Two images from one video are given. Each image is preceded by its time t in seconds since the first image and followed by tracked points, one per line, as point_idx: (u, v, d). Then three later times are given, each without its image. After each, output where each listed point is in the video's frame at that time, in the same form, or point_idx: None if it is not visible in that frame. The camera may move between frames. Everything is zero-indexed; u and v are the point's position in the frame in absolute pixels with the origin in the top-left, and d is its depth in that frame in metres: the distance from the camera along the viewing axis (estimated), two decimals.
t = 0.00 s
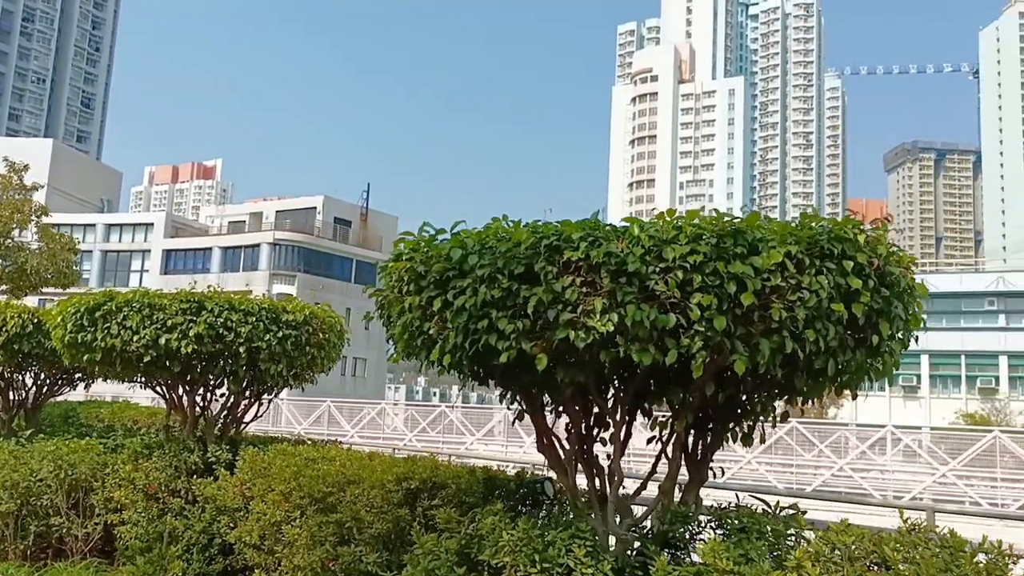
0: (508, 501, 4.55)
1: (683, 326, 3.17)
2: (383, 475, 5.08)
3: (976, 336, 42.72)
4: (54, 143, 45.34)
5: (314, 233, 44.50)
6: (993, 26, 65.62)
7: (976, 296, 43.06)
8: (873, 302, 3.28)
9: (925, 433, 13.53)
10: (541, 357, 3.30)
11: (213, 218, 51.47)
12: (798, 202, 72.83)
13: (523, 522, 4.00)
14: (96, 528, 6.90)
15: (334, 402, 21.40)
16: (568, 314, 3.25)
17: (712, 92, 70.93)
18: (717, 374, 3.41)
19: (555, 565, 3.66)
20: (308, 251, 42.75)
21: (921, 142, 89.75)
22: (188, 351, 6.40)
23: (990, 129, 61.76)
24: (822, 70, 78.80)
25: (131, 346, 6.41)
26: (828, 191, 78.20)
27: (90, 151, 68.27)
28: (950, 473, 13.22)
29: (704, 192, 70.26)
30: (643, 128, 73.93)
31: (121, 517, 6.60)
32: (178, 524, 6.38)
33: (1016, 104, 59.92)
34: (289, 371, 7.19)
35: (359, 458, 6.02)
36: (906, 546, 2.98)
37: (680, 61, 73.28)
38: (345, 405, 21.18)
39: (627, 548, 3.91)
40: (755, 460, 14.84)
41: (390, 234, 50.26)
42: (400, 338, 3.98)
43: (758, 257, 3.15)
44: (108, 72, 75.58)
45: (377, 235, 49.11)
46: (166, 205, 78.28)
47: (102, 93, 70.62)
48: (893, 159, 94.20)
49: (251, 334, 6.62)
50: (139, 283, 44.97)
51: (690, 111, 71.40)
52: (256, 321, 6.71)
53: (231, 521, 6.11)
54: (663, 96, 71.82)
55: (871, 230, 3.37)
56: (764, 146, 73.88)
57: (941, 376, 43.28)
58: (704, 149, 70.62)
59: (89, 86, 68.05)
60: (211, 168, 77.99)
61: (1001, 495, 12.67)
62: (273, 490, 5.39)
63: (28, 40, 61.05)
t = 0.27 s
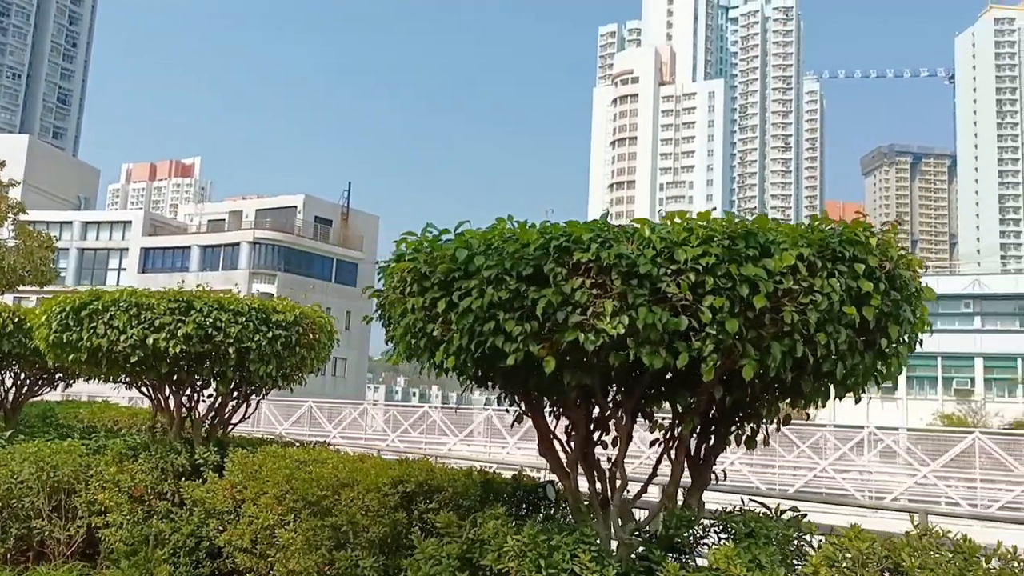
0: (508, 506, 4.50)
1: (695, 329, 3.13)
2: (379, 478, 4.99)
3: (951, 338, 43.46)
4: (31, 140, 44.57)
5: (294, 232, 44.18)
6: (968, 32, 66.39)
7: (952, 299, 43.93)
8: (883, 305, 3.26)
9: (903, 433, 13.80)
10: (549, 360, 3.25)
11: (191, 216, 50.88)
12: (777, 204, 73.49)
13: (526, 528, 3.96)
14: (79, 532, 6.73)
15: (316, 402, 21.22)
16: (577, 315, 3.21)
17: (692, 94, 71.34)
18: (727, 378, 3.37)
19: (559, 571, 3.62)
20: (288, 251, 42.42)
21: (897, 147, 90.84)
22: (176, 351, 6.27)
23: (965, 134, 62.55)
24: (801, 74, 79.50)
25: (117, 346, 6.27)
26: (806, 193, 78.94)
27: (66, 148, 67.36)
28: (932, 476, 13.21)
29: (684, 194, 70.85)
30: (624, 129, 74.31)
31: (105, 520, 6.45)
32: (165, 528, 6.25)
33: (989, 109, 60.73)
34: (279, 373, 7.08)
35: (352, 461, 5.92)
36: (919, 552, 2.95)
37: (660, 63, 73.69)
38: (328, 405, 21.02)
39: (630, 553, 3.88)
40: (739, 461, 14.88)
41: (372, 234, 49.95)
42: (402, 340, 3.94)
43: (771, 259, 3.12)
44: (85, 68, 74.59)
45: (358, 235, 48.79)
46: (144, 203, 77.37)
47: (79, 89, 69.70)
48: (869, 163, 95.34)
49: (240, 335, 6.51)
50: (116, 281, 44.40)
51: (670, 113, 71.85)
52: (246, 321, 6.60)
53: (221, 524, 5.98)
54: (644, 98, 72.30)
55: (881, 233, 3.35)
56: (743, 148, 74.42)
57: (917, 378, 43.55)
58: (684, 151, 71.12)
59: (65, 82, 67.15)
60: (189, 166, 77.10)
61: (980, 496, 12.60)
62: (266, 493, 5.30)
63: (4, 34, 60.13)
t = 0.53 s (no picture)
0: (508, 506, 4.46)
1: (702, 328, 3.10)
2: (376, 477, 4.96)
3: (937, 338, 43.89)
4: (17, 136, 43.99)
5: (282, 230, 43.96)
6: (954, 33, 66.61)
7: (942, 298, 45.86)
8: (891, 303, 3.24)
9: (891, 432, 13.83)
10: (553, 358, 3.23)
11: (177, 213, 50.45)
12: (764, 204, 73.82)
13: (528, 528, 3.93)
14: (68, 531, 6.63)
15: (305, 402, 21.11)
16: (582, 313, 3.17)
17: (681, 94, 71.50)
18: (732, 376, 3.35)
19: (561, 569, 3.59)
20: (276, 249, 42.21)
21: (883, 147, 91.38)
22: (168, 350, 6.20)
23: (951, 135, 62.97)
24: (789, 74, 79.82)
25: (109, 344, 6.19)
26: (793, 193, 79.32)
27: (52, 145, 66.79)
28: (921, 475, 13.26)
29: (672, 193, 71.10)
30: (613, 128, 74.48)
31: (95, 520, 6.38)
32: (157, 528, 6.19)
33: (975, 111, 61.16)
34: (273, 371, 7.01)
35: (349, 460, 5.87)
36: (927, 551, 2.93)
37: (649, 62, 73.83)
38: (317, 404, 20.92)
39: (633, 552, 3.86)
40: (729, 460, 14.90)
41: (361, 232, 49.78)
42: (402, 339, 3.90)
43: (779, 258, 3.10)
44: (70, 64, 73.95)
45: (346, 233, 48.59)
46: (129, 200, 76.71)
47: (64, 85, 69.09)
48: (856, 163, 95.85)
49: (234, 333, 6.43)
50: (103, 279, 44.06)
51: (659, 112, 72.07)
52: (239, 319, 6.52)
53: (213, 524, 5.92)
54: (632, 97, 72.46)
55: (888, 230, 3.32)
56: (731, 148, 74.68)
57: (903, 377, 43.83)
58: (673, 150, 71.35)
59: (50, 78, 66.57)
60: (176, 163, 76.40)
61: (968, 494, 12.70)
62: (262, 493, 5.25)
63: None
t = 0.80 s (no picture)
0: (501, 503, 4.42)
1: (706, 324, 3.08)
2: (366, 476, 4.89)
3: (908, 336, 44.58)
4: None
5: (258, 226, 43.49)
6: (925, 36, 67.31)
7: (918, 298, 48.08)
8: (892, 300, 3.24)
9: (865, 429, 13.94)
10: (554, 352, 3.19)
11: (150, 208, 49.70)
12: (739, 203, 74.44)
13: (524, 527, 3.88)
14: (43, 531, 6.45)
15: (282, 399, 20.87)
16: (585, 308, 3.14)
17: (657, 93, 71.86)
18: (736, 372, 3.34)
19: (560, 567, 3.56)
20: (251, 246, 41.73)
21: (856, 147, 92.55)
22: (151, 346, 6.06)
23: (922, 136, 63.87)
24: (763, 74, 80.47)
25: (89, 340, 6.04)
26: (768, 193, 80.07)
27: (20, 138, 65.53)
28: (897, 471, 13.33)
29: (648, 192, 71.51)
30: (589, 127, 74.70)
31: (73, 519, 6.25)
32: (136, 527, 6.05)
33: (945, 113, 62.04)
34: (256, 368, 6.89)
35: (338, 458, 5.79)
36: (931, 548, 2.92)
37: (626, 61, 74.06)
38: (293, 402, 20.69)
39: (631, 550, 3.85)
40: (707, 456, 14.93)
41: (337, 229, 49.40)
42: (397, 335, 3.84)
43: (782, 253, 3.09)
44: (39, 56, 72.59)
45: (322, 229, 48.18)
46: (100, 195, 75.50)
47: (33, 77, 67.82)
48: (829, 163, 96.93)
49: (217, 329, 6.29)
50: (73, 275, 43.33)
51: (635, 111, 72.37)
52: (223, 315, 6.38)
53: (197, 523, 5.78)
54: (609, 96, 72.70)
55: (890, 226, 3.30)
56: (707, 147, 75.17)
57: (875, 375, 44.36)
58: (649, 149, 71.73)
59: (19, 70, 65.32)
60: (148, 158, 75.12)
61: (941, 491, 12.81)
62: (249, 491, 5.17)
63: None
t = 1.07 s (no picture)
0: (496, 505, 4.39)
1: (707, 324, 3.06)
2: (357, 477, 4.84)
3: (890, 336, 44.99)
4: None
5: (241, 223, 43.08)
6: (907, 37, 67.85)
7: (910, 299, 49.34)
8: (891, 301, 3.23)
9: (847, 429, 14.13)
10: (554, 353, 3.15)
11: (132, 205, 49.16)
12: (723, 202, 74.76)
13: (521, 530, 3.85)
14: (26, 532, 6.33)
15: (266, 399, 20.69)
16: (585, 309, 3.11)
17: (642, 93, 72.02)
18: (736, 373, 3.32)
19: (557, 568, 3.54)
20: (234, 244, 41.39)
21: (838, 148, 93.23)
22: (137, 345, 5.96)
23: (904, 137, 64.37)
24: (747, 75, 80.81)
25: (74, 339, 5.94)
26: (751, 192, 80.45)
27: None
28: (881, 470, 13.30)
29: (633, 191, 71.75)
30: (574, 126, 74.72)
31: (57, 521, 6.15)
32: (121, 528, 5.96)
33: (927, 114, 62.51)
34: (244, 367, 6.80)
35: (328, 458, 5.73)
36: (932, 552, 2.91)
37: (610, 60, 74.15)
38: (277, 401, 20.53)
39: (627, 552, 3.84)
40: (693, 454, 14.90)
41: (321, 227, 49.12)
42: (393, 335, 3.79)
43: (784, 254, 3.06)
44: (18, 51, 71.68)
45: (306, 227, 47.85)
46: (80, 192, 74.62)
47: (13, 72, 66.96)
48: (812, 163, 97.57)
49: (205, 328, 6.20)
50: (53, 273, 42.84)
51: (620, 111, 72.52)
52: (210, 314, 6.28)
53: (184, 525, 5.67)
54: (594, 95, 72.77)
55: (889, 228, 3.29)
56: (691, 147, 75.42)
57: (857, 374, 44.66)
58: (633, 148, 71.89)
59: None
60: (129, 155, 74.29)
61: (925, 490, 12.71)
62: (240, 492, 5.12)
63: None
